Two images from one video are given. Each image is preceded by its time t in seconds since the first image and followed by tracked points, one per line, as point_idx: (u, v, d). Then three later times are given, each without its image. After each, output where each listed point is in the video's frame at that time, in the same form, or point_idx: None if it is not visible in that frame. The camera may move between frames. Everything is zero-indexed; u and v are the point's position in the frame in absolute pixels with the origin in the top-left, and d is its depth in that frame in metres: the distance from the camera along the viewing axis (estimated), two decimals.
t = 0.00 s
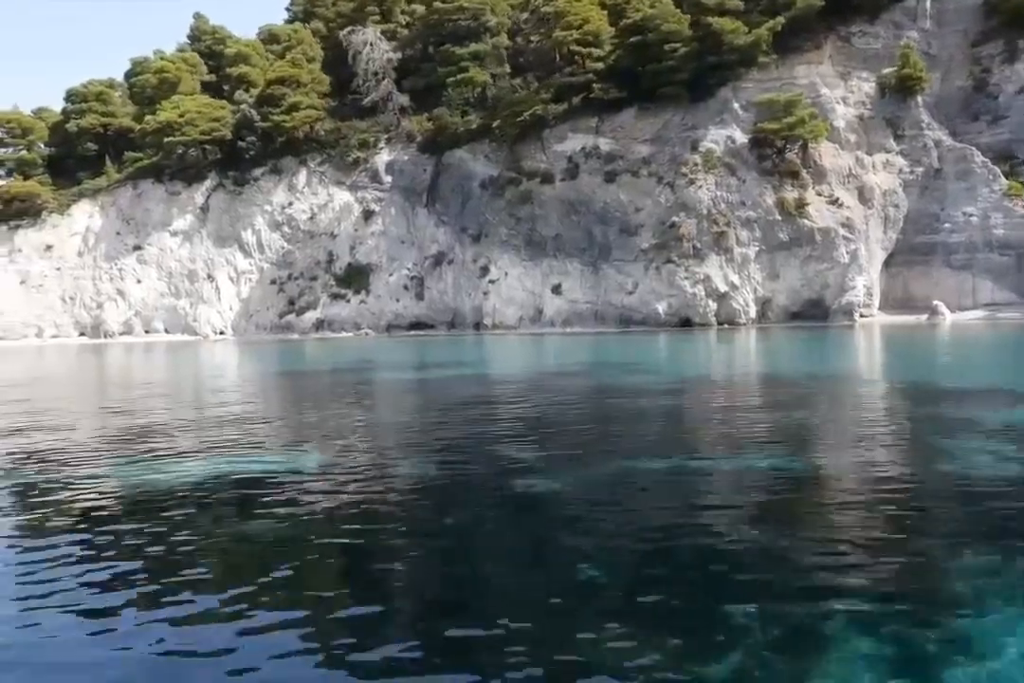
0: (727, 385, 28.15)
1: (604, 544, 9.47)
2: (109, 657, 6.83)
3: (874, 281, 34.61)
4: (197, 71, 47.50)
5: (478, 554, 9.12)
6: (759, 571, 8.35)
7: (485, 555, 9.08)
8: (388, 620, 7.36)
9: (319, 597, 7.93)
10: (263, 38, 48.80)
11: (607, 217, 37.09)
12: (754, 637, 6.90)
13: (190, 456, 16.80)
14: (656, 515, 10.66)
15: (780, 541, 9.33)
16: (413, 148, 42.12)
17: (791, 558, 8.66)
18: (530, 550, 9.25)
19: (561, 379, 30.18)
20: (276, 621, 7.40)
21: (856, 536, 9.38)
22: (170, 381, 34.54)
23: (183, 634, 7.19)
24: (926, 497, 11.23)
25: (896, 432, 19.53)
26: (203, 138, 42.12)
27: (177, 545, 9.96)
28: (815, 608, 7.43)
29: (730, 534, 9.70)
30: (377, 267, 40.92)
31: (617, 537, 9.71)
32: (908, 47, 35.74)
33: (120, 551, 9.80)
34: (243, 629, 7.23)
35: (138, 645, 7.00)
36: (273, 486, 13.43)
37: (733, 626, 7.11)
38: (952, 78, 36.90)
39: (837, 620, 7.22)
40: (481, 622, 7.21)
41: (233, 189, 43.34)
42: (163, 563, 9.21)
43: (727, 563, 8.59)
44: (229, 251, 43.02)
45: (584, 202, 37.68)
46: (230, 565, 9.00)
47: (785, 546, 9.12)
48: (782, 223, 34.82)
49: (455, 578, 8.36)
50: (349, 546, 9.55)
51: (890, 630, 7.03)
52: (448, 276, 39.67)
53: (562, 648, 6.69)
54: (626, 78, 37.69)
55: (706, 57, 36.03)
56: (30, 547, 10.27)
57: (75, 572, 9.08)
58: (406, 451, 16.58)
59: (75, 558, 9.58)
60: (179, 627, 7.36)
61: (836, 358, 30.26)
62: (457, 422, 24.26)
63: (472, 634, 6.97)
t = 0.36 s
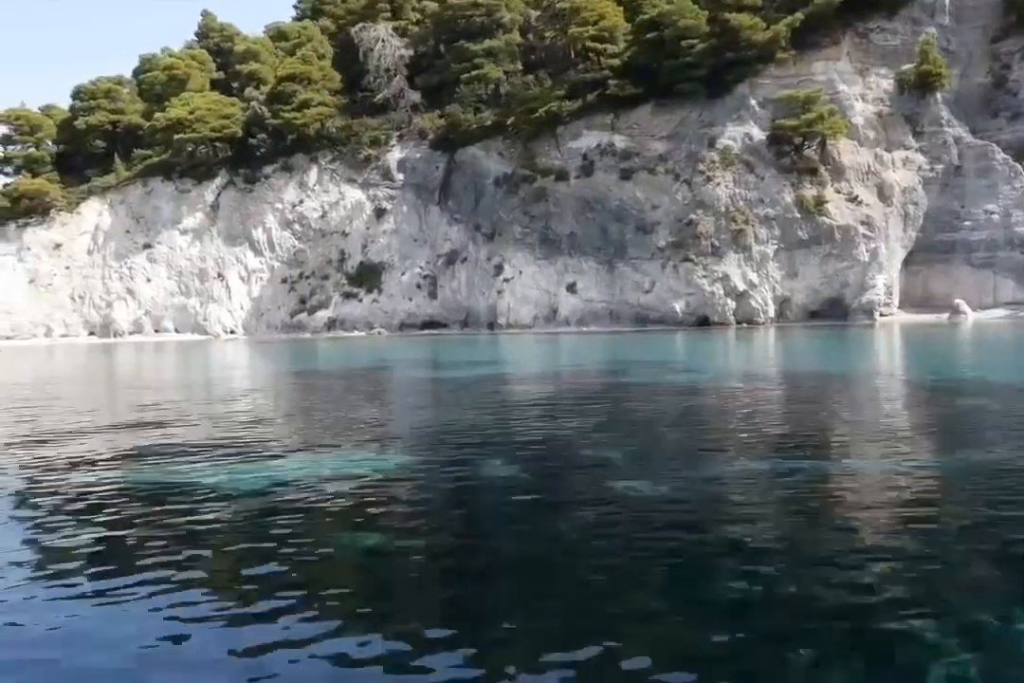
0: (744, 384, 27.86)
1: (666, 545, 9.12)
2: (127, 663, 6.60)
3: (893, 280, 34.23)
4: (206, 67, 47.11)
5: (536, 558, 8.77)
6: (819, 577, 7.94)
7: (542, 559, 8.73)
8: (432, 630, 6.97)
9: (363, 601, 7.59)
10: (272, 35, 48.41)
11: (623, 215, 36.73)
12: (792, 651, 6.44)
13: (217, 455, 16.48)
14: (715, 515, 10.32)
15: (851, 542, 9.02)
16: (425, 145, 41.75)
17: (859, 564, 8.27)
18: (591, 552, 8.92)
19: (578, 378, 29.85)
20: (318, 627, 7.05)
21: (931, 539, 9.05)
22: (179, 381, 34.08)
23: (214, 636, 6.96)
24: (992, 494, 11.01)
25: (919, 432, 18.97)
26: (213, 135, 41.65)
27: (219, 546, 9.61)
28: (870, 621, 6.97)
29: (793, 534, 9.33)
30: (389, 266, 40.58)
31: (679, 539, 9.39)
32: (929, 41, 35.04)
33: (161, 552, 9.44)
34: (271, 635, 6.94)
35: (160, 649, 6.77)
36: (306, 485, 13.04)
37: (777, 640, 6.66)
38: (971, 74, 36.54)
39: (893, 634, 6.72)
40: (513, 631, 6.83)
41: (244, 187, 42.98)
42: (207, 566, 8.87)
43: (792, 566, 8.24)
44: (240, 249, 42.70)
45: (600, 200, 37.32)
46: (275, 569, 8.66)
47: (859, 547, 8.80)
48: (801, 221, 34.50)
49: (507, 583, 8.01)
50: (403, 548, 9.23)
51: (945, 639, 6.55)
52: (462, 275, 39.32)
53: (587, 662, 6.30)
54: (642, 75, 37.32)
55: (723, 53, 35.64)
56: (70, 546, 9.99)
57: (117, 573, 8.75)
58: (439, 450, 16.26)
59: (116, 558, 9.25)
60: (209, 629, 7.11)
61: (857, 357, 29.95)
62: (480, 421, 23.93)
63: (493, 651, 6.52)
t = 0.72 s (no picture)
0: (763, 383, 27.46)
1: (736, 542, 8.81)
2: (110, 656, 6.37)
3: (914, 278, 34.01)
4: (216, 65, 46.77)
5: (596, 557, 8.42)
6: (876, 581, 7.49)
7: (602, 558, 8.39)
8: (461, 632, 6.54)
9: (403, 602, 7.20)
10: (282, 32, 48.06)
11: (640, 213, 36.40)
12: (797, 662, 5.94)
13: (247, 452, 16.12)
14: (779, 513, 10.00)
15: (933, 540, 8.70)
16: (438, 143, 41.38)
17: (936, 564, 7.91)
18: (660, 550, 8.60)
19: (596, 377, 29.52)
20: (370, 623, 6.73)
21: (1014, 538, 8.75)
22: (189, 381, 33.64)
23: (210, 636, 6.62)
24: None
25: (952, 432, 18.42)
26: (224, 133, 41.23)
27: (268, 544, 9.27)
28: (900, 632, 6.41)
29: (863, 532, 9.00)
30: (402, 265, 40.21)
31: (750, 535, 9.09)
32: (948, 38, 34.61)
33: (209, 549, 9.12)
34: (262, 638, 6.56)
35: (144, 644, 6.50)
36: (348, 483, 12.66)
37: (787, 649, 6.15)
38: (991, 72, 36.21)
39: (925, 646, 6.17)
40: (579, 630, 6.51)
41: (255, 185, 42.63)
42: (259, 562, 8.55)
43: (868, 566, 7.90)
44: (251, 247, 42.38)
45: (615, 198, 36.98)
46: (328, 565, 8.34)
47: (942, 543, 8.50)
48: (821, 219, 34.21)
49: (563, 583, 7.65)
50: (461, 545, 8.91)
51: None
52: (476, 274, 38.99)
53: (567, 673, 5.83)
54: (659, 72, 36.98)
55: (741, 50, 35.29)
56: (116, 543, 9.66)
57: (165, 569, 8.44)
58: (474, 447, 15.93)
59: (162, 554, 8.93)
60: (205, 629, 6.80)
61: (879, 356, 29.60)
62: (502, 420, 23.59)
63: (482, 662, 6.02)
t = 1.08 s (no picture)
0: (780, 381, 27.10)
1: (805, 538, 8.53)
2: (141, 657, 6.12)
3: (934, 276, 33.78)
4: (226, 62, 46.45)
5: (645, 556, 8.11)
6: (921, 586, 7.02)
7: (651, 557, 8.07)
8: (465, 638, 6.18)
9: (425, 606, 6.84)
10: (291, 29, 47.72)
11: (657, 211, 36.06)
12: (810, 676, 5.49)
13: (276, 449, 15.79)
14: (843, 510, 9.71)
15: (1016, 539, 8.39)
16: (450, 140, 41.00)
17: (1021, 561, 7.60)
18: (724, 548, 8.30)
19: (614, 376, 29.18)
20: (447, 624, 6.42)
21: None
22: (199, 381, 33.25)
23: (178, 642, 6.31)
24: None
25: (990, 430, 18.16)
26: (235, 130, 40.89)
27: (320, 541, 8.94)
28: (1012, 632, 6.10)
29: (940, 531, 8.69)
30: (414, 263, 39.86)
31: (824, 534, 8.76)
32: (968, 35, 34.23)
33: (259, 548, 8.81)
34: (220, 645, 6.21)
35: (103, 644, 6.29)
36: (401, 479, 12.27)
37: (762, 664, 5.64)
38: (1010, 69, 35.90)
39: (1005, 651, 5.79)
40: (669, 632, 6.20)
41: (266, 182, 42.28)
42: (314, 561, 8.24)
43: (939, 565, 7.57)
44: (261, 246, 42.03)
45: (631, 196, 36.65)
46: (380, 563, 8.04)
47: None
48: (840, 216, 33.92)
49: (616, 584, 7.32)
50: (522, 543, 8.61)
51: None
52: (489, 272, 38.66)
53: (668, 676, 5.52)
54: (675, 68, 36.67)
55: (759, 46, 34.94)
56: (163, 542, 9.33)
57: (214, 566, 8.13)
58: (509, 444, 15.61)
59: (211, 550, 8.61)
60: (178, 632, 6.52)
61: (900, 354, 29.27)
62: (525, 417, 23.26)
63: (429, 681, 5.53)
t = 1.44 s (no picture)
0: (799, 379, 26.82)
1: (881, 535, 8.24)
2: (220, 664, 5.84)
3: (954, 275, 33.55)
4: (235, 59, 46.10)
5: (689, 556, 7.78)
6: (982, 593, 6.62)
7: (717, 555, 7.78)
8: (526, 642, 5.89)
9: (443, 613, 6.55)
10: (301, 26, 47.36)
11: (674, 209, 35.74)
12: None
13: (306, 447, 15.47)
14: (914, 509, 9.42)
15: None
16: (463, 138, 40.56)
17: None
18: (797, 546, 8.01)
19: (633, 375, 28.81)
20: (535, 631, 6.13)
21: None
22: (211, 381, 32.85)
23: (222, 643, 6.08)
24: None
25: None
26: (246, 128, 40.55)
27: (378, 539, 8.64)
28: None
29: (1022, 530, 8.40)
30: (427, 261, 39.51)
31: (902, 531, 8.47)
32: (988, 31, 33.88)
33: (316, 546, 8.51)
34: (200, 653, 5.98)
35: (90, 648, 6.14)
36: (492, 478, 11.70)
37: (749, 679, 5.29)
38: None
39: None
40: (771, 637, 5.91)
41: (277, 181, 41.93)
42: (362, 560, 7.94)
43: None
44: (273, 245, 41.69)
45: (647, 194, 36.32)
46: (439, 562, 7.76)
47: None
48: (860, 215, 33.63)
49: (698, 585, 7.03)
50: (588, 543, 8.30)
51: None
52: (504, 271, 38.36)
53: None
54: (692, 66, 36.36)
55: (777, 43, 34.60)
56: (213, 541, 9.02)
57: (272, 568, 7.84)
58: (545, 442, 15.31)
59: (266, 550, 8.31)
60: (170, 634, 6.33)
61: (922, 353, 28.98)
62: (548, 416, 22.91)
63: None
